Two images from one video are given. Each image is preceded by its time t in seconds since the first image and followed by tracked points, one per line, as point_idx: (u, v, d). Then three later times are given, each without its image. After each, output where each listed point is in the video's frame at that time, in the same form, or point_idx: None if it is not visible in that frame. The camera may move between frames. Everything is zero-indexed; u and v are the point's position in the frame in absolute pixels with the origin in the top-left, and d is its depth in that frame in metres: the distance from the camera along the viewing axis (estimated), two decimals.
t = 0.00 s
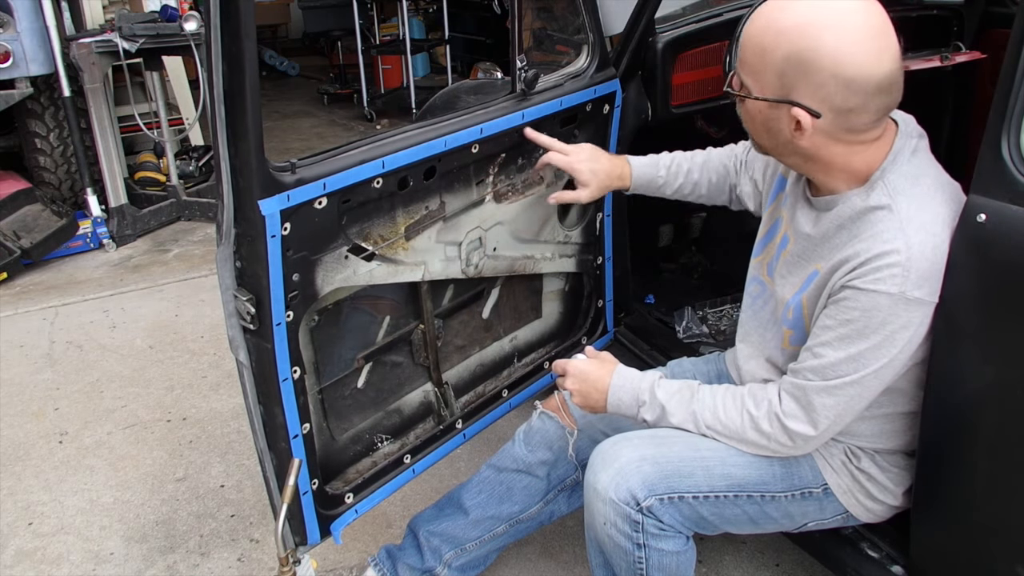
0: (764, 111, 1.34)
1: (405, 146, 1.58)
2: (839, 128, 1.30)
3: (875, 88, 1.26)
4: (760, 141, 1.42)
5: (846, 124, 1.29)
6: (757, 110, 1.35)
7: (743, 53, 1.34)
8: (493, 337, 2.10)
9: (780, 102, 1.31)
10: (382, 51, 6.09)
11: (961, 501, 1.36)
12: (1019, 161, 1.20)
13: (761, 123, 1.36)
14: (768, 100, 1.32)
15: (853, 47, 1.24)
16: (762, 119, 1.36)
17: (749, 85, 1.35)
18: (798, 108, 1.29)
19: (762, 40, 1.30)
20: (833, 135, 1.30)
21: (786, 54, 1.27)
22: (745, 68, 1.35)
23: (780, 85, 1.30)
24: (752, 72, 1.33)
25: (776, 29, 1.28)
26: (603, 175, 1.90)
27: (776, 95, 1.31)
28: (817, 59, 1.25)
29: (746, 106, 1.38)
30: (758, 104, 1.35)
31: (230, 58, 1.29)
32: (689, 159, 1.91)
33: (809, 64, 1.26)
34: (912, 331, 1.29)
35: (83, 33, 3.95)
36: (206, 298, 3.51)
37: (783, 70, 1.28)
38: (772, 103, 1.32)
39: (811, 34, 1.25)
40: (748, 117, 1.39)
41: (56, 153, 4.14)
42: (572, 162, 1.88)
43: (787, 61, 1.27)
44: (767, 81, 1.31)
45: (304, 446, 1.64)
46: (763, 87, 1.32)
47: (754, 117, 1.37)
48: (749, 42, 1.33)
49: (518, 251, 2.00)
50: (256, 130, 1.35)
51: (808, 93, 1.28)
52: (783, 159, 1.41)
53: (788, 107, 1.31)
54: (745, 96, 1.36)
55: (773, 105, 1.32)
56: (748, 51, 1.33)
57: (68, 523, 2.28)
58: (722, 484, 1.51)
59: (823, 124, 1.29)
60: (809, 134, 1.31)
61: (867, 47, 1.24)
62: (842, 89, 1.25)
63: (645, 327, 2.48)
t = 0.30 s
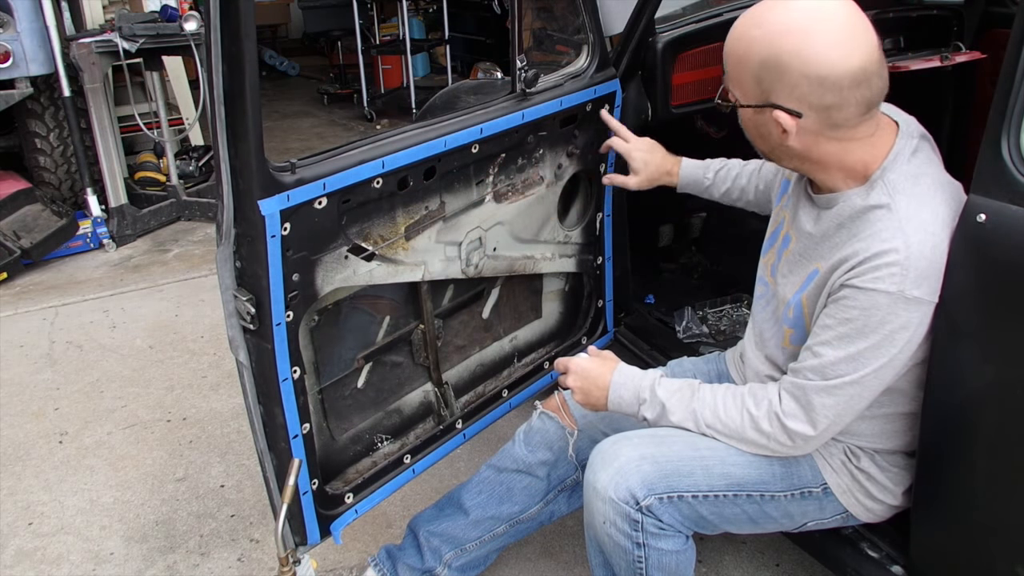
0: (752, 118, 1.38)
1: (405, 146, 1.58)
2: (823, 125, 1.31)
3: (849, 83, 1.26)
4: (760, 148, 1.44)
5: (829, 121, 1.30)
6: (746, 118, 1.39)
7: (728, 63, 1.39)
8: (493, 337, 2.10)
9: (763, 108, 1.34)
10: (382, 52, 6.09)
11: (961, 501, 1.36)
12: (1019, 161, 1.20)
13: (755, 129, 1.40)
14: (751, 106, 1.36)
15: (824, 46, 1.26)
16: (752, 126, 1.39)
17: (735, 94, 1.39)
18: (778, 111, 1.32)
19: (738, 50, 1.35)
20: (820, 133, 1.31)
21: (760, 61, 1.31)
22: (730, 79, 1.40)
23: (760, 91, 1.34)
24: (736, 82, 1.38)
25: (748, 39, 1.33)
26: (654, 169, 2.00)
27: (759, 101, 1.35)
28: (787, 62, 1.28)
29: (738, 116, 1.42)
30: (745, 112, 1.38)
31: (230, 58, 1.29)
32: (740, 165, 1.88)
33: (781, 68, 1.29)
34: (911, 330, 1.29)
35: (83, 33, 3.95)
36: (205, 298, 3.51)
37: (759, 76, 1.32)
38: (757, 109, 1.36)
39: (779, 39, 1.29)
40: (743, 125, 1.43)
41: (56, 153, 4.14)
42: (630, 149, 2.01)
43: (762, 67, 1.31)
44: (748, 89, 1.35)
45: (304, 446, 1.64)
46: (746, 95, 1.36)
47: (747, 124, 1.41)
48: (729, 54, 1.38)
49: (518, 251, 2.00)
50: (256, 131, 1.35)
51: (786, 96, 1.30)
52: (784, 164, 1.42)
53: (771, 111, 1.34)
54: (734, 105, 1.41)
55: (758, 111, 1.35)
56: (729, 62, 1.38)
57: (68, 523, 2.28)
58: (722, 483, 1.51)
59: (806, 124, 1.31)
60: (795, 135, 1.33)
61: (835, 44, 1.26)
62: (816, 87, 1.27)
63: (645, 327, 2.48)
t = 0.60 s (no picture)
0: (750, 122, 1.37)
1: (405, 146, 1.58)
2: (822, 117, 1.31)
3: (841, 68, 1.28)
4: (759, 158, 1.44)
5: (826, 110, 1.30)
6: (743, 124, 1.38)
7: (717, 72, 1.40)
8: (493, 337, 2.10)
9: (761, 107, 1.34)
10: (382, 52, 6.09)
11: (962, 502, 1.36)
12: (1019, 161, 1.20)
13: (751, 134, 1.39)
14: (745, 109, 1.36)
15: (814, 38, 1.28)
16: (750, 131, 1.38)
17: (729, 103, 1.39)
18: (776, 107, 1.31)
19: (727, 56, 1.36)
20: (819, 125, 1.32)
21: (751, 61, 1.32)
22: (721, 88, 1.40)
23: (755, 92, 1.34)
24: (728, 89, 1.38)
25: (734, 44, 1.34)
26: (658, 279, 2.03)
27: (755, 102, 1.34)
28: (778, 57, 1.29)
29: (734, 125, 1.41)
30: (742, 118, 1.38)
31: (230, 59, 1.29)
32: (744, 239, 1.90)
33: (774, 63, 1.30)
34: (911, 329, 1.28)
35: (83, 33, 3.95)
36: (205, 298, 3.51)
37: (752, 76, 1.33)
38: (754, 112, 1.35)
39: (766, 37, 1.30)
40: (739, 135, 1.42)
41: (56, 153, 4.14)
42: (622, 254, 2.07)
43: (753, 67, 1.32)
44: (743, 92, 1.35)
45: (304, 446, 1.64)
46: (741, 100, 1.36)
47: (742, 130, 1.41)
48: (717, 64, 1.40)
49: (518, 251, 2.00)
50: (256, 131, 1.34)
51: (782, 91, 1.31)
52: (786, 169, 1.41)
53: (768, 109, 1.33)
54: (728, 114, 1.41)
55: (755, 113, 1.35)
56: (719, 72, 1.39)
57: (68, 523, 2.28)
58: (721, 483, 1.51)
59: (805, 116, 1.31)
60: (796, 130, 1.33)
61: (820, 33, 1.28)
62: (812, 77, 1.28)
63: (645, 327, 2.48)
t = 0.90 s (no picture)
0: (765, 113, 1.33)
1: (405, 146, 1.58)
2: (840, 108, 1.31)
3: (863, 56, 1.30)
4: (759, 156, 1.40)
5: (846, 99, 1.31)
6: (756, 115, 1.34)
7: (727, 62, 1.34)
8: (492, 337, 2.10)
9: (783, 94, 1.30)
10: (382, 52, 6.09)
11: (962, 502, 1.36)
12: (1019, 161, 1.20)
13: (760, 128, 1.35)
14: (764, 99, 1.32)
15: (839, 28, 1.28)
16: (762, 124, 1.34)
17: (740, 93, 1.34)
18: (804, 92, 1.29)
19: (746, 42, 1.32)
20: (838, 113, 1.32)
21: (777, 45, 1.29)
22: (730, 80, 1.35)
23: (777, 78, 1.30)
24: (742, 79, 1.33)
25: (756, 29, 1.31)
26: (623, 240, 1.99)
27: (776, 90, 1.31)
28: (808, 40, 1.27)
29: (740, 119, 1.36)
30: (756, 109, 1.33)
31: (230, 58, 1.29)
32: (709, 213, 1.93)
33: (803, 47, 1.27)
34: (915, 331, 1.28)
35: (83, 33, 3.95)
36: (205, 298, 3.51)
37: (777, 62, 1.29)
38: (773, 100, 1.31)
39: (792, 21, 1.28)
40: (742, 131, 1.38)
41: (56, 153, 4.14)
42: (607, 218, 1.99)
43: (780, 51, 1.29)
44: (763, 79, 1.31)
45: (304, 446, 1.64)
46: (758, 88, 1.32)
47: (749, 124, 1.36)
48: (728, 54, 1.35)
49: (518, 251, 2.00)
50: (256, 130, 1.34)
51: (809, 75, 1.28)
52: (786, 168, 1.39)
53: (791, 96, 1.30)
54: (737, 106, 1.35)
55: (775, 101, 1.31)
56: (731, 61, 1.34)
57: (68, 523, 2.28)
58: (721, 483, 1.51)
59: (829, 103, 1.30)
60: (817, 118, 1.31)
61: (844, 20, 1.29)
62: (842, 61, 1.28)
63: (645, 327, 2.48)
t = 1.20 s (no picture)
0: (792, 96, 1.31)
1: (405, 146, 1.58)
2: (861, 90, 1.33)
3: (876, 41, 1.34)
4: (778, 145, 1.37)
5: (865, 82, 1.33)
6: (783, 98, 1.31)
7: (751, 45, 1.31)
8: (492, 337, 2.10)
9: (812, 74, 1.29)
10: (382, 51, 6.09)
11: (961, 501, 1.36)
12: (1019, 161, 1.20)
13: (784, 112, 1.32)
14: (793, 81, 1.29)
15: (856, 11, 1.31)
16: (787, 108, 1.32)
17: (766, 77, 1.31)
18: (834, 71, 1.29)
19: (771, 26, 1.30)
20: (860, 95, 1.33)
21: (806, 27, 1.28)
22: (754, 65, 1.31)
23: (806, 60, 1.28)
24: (768, 62, 1.30)
25: (780, 13, 1.29)
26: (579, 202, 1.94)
27: (804, 72, 1.29)
28: (835, 21, 1.28)
29: (763, 105, 1.33)
30: (783, 91, 1.30)
31: (230, 59, 1.29)
32: (663, 186, 1.96)
33: (831, 28, 1.28)
34: (881, 304, 1.30)
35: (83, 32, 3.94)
36: (205, 298, 3.51)
37: (807, 43, 1.28)
38: (801, 81, 1.29)
39: (816, 4, 1.28)
40: (763, 117, 1.35)
41: (56, 153, 4.14)
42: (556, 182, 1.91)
43: (809, 32, 1.28)
44: (791, 61, 1.29)
45: (304, 446, 1.64)
46: (786, 71, 1.29)
47: (773, 108, 1.33)
48: (750, 40, 1.31)
49: (518, 252, 2.00)
50: (256, 131, 1.34)
51: (837, 56, 1.28)
52: (801, 157, 1.38)
53: (820, 76, 1.29)
54: (762, 91, 1.32)
55: (803, 83, 1.30)
56: (754, 46, 1.31)
57: (68, 523, 2.28)
58: (718, 481, 1.51)
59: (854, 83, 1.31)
60: (843, 98, 1.31)
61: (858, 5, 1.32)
62: (864, 42, 1.30)
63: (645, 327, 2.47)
